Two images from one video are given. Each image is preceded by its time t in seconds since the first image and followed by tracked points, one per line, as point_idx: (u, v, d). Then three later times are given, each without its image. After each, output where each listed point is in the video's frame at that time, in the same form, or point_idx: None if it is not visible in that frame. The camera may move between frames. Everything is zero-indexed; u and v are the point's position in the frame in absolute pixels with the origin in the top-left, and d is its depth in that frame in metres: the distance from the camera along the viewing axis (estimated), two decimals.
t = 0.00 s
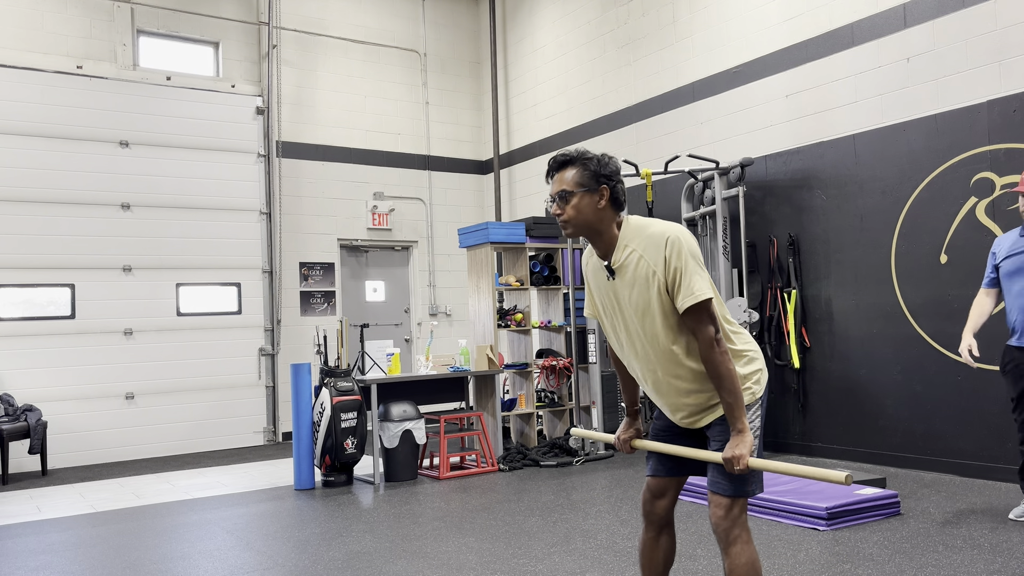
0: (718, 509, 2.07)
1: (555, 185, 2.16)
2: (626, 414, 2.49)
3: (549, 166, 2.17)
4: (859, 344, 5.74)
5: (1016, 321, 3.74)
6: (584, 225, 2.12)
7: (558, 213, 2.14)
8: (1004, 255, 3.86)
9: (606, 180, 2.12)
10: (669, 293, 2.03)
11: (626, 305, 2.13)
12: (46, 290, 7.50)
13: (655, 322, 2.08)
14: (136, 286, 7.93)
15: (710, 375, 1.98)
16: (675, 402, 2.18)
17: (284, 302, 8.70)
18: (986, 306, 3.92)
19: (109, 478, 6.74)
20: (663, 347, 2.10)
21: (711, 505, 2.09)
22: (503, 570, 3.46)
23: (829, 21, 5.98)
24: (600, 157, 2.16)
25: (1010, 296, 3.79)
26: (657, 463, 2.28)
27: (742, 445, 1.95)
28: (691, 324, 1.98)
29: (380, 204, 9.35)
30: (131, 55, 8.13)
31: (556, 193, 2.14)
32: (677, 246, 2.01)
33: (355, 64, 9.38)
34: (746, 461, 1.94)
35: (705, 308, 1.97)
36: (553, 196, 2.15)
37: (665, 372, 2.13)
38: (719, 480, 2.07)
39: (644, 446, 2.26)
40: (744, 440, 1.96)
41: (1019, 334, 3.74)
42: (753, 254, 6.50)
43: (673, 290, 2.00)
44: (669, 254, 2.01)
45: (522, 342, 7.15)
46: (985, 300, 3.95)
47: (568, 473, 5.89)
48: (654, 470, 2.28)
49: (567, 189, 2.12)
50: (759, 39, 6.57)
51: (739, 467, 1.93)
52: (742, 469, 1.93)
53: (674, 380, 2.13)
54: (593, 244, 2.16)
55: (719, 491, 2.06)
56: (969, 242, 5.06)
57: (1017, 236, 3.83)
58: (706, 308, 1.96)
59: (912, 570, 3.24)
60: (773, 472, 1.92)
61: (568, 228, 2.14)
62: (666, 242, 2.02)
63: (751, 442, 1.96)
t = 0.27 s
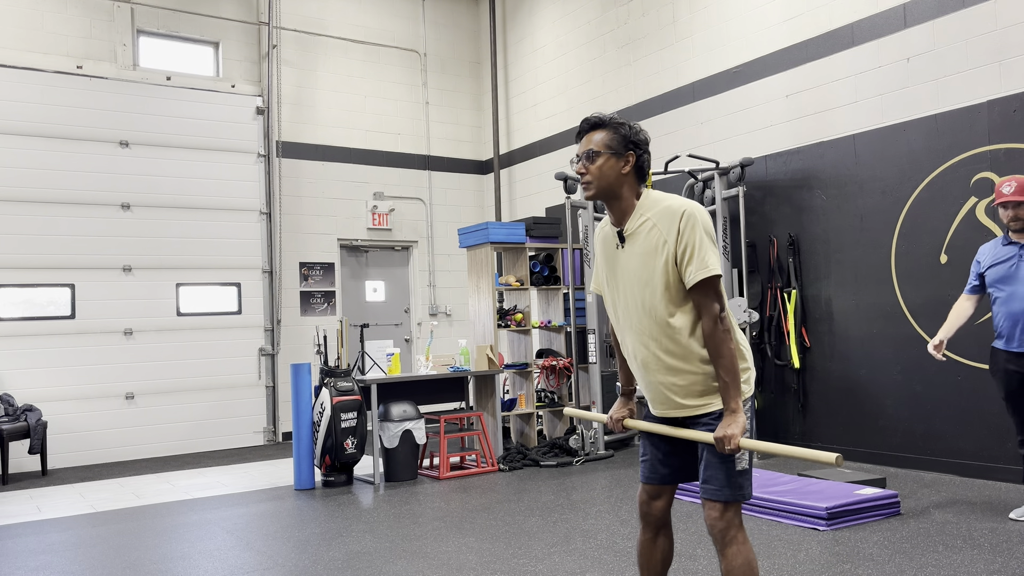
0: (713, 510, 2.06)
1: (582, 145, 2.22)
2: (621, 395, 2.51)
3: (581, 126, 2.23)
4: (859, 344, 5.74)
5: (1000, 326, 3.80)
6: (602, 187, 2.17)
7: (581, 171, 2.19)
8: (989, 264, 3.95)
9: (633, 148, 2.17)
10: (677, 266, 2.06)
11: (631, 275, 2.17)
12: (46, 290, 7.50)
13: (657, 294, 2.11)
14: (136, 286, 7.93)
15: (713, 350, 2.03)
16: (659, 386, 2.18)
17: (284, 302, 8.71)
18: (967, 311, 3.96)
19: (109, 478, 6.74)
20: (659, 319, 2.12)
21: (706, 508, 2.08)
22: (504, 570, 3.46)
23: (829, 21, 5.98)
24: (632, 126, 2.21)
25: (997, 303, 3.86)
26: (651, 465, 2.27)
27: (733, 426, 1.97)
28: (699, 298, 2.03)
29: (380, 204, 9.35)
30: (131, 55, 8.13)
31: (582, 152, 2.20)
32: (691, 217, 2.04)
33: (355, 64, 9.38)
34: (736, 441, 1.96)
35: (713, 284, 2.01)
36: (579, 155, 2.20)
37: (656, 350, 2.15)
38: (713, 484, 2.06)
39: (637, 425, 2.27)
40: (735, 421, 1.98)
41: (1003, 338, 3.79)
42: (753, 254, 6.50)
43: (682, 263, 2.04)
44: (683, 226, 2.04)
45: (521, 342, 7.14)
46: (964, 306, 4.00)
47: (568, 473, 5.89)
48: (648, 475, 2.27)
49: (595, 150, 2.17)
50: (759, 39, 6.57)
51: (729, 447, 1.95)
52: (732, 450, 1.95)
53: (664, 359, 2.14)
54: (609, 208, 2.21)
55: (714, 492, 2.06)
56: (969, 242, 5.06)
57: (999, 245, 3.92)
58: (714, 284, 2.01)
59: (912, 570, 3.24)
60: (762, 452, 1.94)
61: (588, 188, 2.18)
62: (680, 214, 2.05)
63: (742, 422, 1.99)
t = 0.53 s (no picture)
0: (707, 513, 2.06)
1: (604, 124, 2.27)
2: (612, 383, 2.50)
3: (606, 105, 2.29)
4: (859, 344, 5.74)
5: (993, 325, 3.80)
6: (617, 164, 2.23)
7: (602, 149, 2.24)
8: (983, 265, 3.96)
9: (653, 131, 2.23)
10: (683, 248, 2.09)
11: (636, 254, 2.19)
12: (45, 290, 7.50)
13: (659, 274, 2.13)
14: (136, 286, 7.93)
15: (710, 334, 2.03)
16: (646, 370, 2.17)
17: (284, 302, 8.71)
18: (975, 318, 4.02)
19: (109, 478, 6.74)
20: (659, 299, 2.13)
21: (700, 511, 2.08)
22: (504, 570, 3.46)
23: (829, 22, 5.98)
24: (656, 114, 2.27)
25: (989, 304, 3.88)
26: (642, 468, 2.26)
27: (722, 412, 1.97)
28: (703, 280, 2.06)
29: (380, 204, 9.35)
30: (131, 55, 8.13)
31: (603, 131, 2.26)
32: (704, 200, 2.07)
33: (355, 64, 9.38)
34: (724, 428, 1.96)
35: (717, 268, 2.04)
36: (601, 132, 2.25)
37: (650, 331, 2.15)
38: (704, 489, 2.05)
39: (628, 412, 2.26)
40: (724, 408, 1.98)
41: (996, 338, 3.79)
42: (753, 254, 6.50)
43: (689, 244, 2.07)
44: (694, 208, 2.08)
45: (521, 342, 7.15)
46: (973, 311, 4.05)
47: (568, 472, 5.89)
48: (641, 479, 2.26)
49: (617, 130, 2.22)
50: (759, 39, 6.57)
51: (717, 433, 1.96)
52: (719, 436, 1.95)
53: (657, 341, 2.14)
54: (623, 187, 2.25)
55: (705, 494, 2.05)
56: (969, 242, 5.06)
57: (992, 247, 3.95)
58: (718, 268, 2.04)
59: (912, 570, 3.24)
60: (753, 439, 1.93)
61: (606, 165, 2.23)
62: (691, 196, 2.09)
63: (732, 410, 1.99)
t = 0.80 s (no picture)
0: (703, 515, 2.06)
1: (615, 117, 2.28)
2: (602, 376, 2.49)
3: (619, 97, 2.29)
4: (859, 344, 5.74)
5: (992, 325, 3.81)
6: (627, 158, 2.23)
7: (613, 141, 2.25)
8: (980, 266, 3.96)
9: (665, 125, 2.23)
10: (688, 237, 2.11)
11: (639, 243, 2.20)
12: (45, 290, 7.50)
13: (662, 262, 2.14)
14: (136, 286, 7.93)
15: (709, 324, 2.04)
16: (639, 358, 2.17)
17: (284, 302, 8.71)
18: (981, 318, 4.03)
19: (109, 478, 6.74)
20: (659, 287, 2.14)
21: (696, 514, 2.07)
22: (503, 570, 3.46)
23: (829, 21, 5.98)
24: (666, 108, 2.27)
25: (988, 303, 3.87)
26: (630, 472, 2.24)
27: (715, 401, 1.98)
28: (705, 269, 2.08)
29: (380, 204, 9.35)
30: (131, 55, 8.13)
31: (614, 124, 2.26)
32: (711, 191, 2.09)
33: (355, 64, 9.38)
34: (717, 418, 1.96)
35: (720, 258, 2.06)
36: (611, 126, 2.26)
37: (648, 319, 2.16)
38: (699, 494, 2.04)
39: (617, 408, 2.25)
40: (717, 398, 1.99)
41: (994, 338, 3.80)
42: (753, 254, 6.50)
43: (695, 233, 2.09)
44: (701, 198, 2.10)
45: (521, 342, 7.14)
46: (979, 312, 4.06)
47: (568, 473, 5.88)
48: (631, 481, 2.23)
49: (628, 123, 2.23)
50: (759, 39, 6.57)
51: (709, 423, 1.96)
52: (711, 426, 1.95)
53: (653, 329, 2.14)
54: (632, 180, 2.26)
55: (698, 497, 2.04)
56: (969, 242, 5.06)
57: (990, 247, 3.95)
58: (721, 256, 2.06)
59: (912, 570, 3.24)
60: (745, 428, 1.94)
61: (616, 158, 2.24)
62: (699, 186, 2.10)
63: (725, 399, 2.00)
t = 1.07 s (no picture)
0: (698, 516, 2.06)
1: (620, 118, 2.26)
2: (596, 371, 2.49)
3: (623, 96, 2.27)
4: (859, 344, 5.74)
5: (994, 324, 3.80)
6: (633, 159, 2.22)
7: (620, 143, 2.23)
8: (984, 265, 3.95)
9: (671, 125, 2.22)
10: (692, 235, 2.12)
11: (643, 239, 2.21)
12: (45, 290, 7.50)
13: (665, 259, 2.15)
14: (136, 286, 7.93)
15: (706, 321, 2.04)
16: (636, 353, 2.18)
17: (284, 302, 8.71)
18: (968, 316, 4.00)
19: (109, 478, 6.74)
20: (660, 284, 2.15)
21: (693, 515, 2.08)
22: (504, 570, 3.46)
23: (829, 22, 5.98)
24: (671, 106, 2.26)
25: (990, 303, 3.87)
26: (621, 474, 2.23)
27: (707, 396, 1.98)
28: (706, 266, 2.08)
29: (380, 204, 9.35)
30: (131, 55, 8.13)
31: (619, 124, 2.24)
32: (717, 191, 2.10)
33: (355, 64, 9.38)
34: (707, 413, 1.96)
35: (723, 257, 2.07)
36: (617, 127, 2.24)
37: (648, 314, 2.16)
38: (691, 495, 2.04)
39: (606, 403, 2.24)
40: (709, 393, 1.98)
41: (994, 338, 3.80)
42: (753, 254, 6.50)
43: (699, 231, 2.10)
44: (707, 197, 2.11)
45: (521, 342, 7.14)
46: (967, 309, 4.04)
47: (568, 473, 5.88)
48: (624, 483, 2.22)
49: (635, 124, 2.21)
50: (759, 39, 6.57)
51: (699, 418, 1.95)
52: (700, 421, 1.95)
53: (653, 325, 2.15)
54: (639, 180, 2.26)
55: (691, 499, 2.04)
56: (969, 242, 5.06)
57: (995, 246, 3.92)
58: (723, 255, 2.07)
59: (912, 570, 3.24)
60: (733, 423, 1.93)
61: (623, 160, 2.23)
62: (705, 185, 2.12)
63: (717, 395, 1.99)
